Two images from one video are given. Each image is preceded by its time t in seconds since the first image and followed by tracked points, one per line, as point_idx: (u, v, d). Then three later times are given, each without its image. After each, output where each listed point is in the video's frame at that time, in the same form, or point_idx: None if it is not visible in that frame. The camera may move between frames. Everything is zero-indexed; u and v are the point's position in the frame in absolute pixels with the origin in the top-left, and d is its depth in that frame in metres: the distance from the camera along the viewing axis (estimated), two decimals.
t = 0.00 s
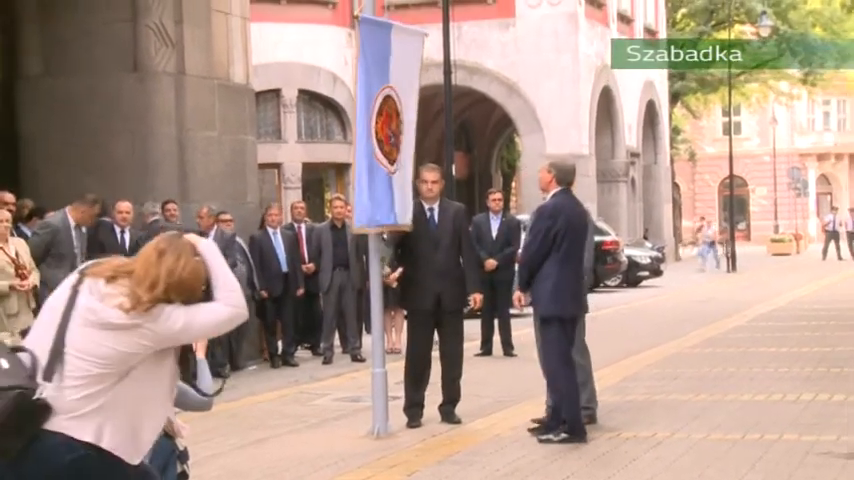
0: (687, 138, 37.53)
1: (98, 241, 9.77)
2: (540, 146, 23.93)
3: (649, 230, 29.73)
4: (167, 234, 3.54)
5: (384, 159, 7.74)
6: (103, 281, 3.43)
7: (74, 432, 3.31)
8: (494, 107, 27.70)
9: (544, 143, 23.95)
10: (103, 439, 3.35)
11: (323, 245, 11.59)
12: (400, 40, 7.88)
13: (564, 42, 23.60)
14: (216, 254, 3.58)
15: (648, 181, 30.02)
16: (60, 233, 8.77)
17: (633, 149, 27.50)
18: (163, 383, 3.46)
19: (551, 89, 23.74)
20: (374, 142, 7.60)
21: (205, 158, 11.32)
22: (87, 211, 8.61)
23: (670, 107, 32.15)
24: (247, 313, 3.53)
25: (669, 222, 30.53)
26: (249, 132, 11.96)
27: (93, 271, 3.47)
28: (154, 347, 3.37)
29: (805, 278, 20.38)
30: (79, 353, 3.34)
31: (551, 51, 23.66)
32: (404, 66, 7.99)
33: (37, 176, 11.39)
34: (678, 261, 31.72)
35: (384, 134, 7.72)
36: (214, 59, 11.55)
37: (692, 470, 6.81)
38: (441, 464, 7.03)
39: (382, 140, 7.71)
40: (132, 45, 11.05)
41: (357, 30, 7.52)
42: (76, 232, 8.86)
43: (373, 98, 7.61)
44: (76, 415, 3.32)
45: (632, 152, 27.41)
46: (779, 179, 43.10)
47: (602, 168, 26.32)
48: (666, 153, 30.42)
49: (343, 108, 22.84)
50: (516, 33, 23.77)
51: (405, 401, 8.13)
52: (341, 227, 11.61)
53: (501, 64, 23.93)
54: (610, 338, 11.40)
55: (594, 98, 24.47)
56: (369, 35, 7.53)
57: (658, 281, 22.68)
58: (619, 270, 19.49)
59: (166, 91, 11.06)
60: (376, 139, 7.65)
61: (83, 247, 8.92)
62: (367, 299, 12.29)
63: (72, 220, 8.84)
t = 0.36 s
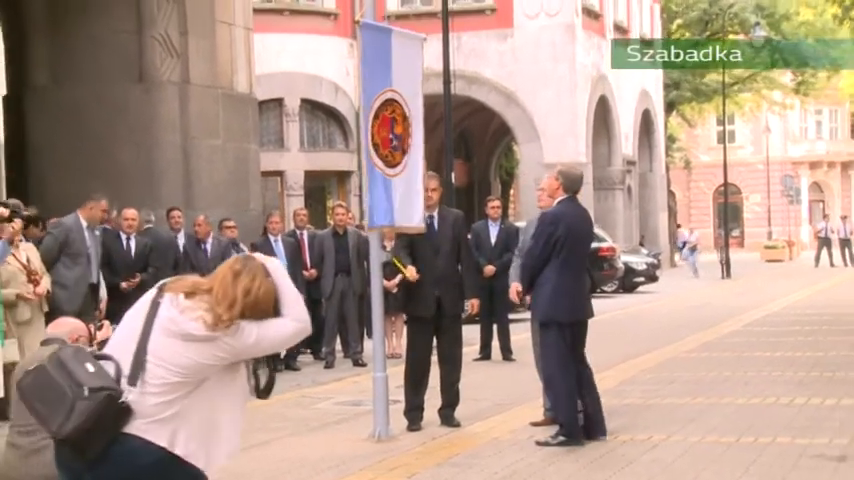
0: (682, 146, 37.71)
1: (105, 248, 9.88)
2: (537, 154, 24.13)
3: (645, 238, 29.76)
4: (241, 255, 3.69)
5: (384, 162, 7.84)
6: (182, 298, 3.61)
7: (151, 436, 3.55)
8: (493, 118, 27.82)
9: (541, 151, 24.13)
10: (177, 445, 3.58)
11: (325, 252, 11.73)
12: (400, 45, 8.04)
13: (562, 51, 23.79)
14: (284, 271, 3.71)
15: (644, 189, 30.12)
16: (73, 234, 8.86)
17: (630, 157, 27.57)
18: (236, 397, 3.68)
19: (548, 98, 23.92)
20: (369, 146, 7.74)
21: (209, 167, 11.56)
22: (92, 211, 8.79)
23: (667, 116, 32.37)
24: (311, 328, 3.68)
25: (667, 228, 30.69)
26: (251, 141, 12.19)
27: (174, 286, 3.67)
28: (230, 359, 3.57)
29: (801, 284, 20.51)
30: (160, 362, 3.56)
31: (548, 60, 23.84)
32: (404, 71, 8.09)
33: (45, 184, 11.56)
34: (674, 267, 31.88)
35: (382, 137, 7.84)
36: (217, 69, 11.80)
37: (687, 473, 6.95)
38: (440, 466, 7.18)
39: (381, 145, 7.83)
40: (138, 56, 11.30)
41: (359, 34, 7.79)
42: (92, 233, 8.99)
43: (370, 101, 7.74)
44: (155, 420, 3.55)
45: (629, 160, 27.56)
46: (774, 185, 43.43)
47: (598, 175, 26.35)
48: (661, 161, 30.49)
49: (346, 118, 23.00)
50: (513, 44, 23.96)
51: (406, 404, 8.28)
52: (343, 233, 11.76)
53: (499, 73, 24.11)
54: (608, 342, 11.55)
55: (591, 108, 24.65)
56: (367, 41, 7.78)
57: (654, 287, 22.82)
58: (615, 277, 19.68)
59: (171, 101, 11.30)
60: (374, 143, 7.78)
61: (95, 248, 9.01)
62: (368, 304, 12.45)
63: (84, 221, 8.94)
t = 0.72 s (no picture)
0: (678, 155, 37.97)
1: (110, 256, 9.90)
2: (537, 163, 24.22)
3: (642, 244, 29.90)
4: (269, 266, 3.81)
5: (388, 163, 8.06)
6: (217, 302, 3.70)
7: (186, 434, 3.62)
8: (492, 127, 27.94)
9: (540, 160, 24.26)
10: (210, 445, 3.67)
11: (329, 258, 11.82)
12: (404, 51, 8.25)
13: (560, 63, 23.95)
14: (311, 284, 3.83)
15: (639, 197, 30.13)
16: (83, 239, 9.02)
17: (627, 165, 27.75)
18: (266, 399, 3.77)
19: (547, 108, 24.07)
20: (373, 146, 7.95)
21: (214, 176, 11.76)
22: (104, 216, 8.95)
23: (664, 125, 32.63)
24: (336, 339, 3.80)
25: (665, 235, 30.89)
26: (256, 150, 12.41)
27: (210, 290, 3.75)
28: (262, 363, 3.67)
29: (796, 290, 20.70)
30: (196, 362, 3.64)
31: (546, 71, 23.96)
32: (407, 75, 8.30)
33: (53, 190, 11.79)
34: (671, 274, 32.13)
35: (386, 138, 8.06)
36: (223, 79, 11.99)
37: (683, 474, 7.10)
38: (441, 469, 7.34)
39: (385, 146, 8.05)
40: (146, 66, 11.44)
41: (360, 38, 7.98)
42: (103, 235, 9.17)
43: (375, 104, 7.96)
44: (190, 418, 3.64)
45: (625, 170, 27.72)
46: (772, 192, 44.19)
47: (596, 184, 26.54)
48: (658, 170, 30.71)
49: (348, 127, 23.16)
50: (512, 54, 24.17)
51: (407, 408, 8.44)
52: (345, 242, 11.96)
53: (499, 84, 24.33)
54: (606, 347, 11.73)
55: (590, 117, 24.87)
56: (369, 44, 7.96)
57: (650, 293, 23.01)
58: (612, 283, 19.83)
59: (177, 110, 11.45)
60: (378, 144, 8.00)
61: (105, 251, 9.20)
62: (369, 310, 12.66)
63: (94, 227, 9.09)
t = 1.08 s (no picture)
0: (678, 163, 38.15)
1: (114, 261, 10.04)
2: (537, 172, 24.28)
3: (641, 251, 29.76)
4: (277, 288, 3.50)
5: (391, 165, 8.12)
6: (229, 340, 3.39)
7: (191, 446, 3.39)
8: (493, 136, 28.04)
9: (540, 169, 24.33)
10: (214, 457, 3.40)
11: (329, 265, 11.97)
12: (403, 54, 8.31)
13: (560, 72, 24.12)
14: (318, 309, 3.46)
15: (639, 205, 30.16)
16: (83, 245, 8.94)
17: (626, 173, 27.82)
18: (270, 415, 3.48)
19: (546, 116, 24.21)
20: (374, 148, 7.99)
21: (216, 184, 11.85)
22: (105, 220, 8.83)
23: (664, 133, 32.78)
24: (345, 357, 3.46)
25: (665, 242, 31.01)
26: (258, 159, 12.50)
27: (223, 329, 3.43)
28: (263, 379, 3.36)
29: (796, 298, 20.76)
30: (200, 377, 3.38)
31: (546, 81, 24.12)
32: (409, 79, 8.36)
33: (57, 198, 11.85)
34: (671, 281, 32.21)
35: (387, 140, 8.12)
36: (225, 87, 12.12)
37: None
38: (442, 475, 7.39)
39: (387, 148, 8.11)
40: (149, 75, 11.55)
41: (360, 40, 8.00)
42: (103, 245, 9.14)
43: (375, 106, 8.00)
44: (191, 433, 3.40)
45: (625, 178, 27.83)
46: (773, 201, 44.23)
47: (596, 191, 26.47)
48: (658, 178, 30.82)
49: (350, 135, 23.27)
50: (513, 64, 24.28)
51: (408, 415, 8.49)
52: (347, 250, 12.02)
53: (499, 92, 24.43)
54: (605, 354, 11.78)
55: (590, 124, 24.97)
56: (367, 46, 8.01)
57: (650, 300, 23.07)
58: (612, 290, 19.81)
59: (180, 118, 11.57)
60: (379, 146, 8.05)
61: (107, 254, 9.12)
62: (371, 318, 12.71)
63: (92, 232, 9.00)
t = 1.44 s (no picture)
0: (680, 175, 39.48)
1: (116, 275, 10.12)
2: (538, 181, 24.97)
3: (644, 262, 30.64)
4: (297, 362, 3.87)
5: (393, 168, 8.09)
6: (241, 391, 3.98)
7: None
8: (494, 145, 28.08)
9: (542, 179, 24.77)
10: None
11: (330, 276, 11.73)
12: (405, 56, 8.22)
13: (562, 81, 24.63)
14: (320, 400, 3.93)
15: (642, 214, 31.00)
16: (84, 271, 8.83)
17: (628, 184, 27.98)
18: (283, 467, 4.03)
19: (548, 126, 24.91)
20: (375, 149, 7.95)
21: (216, 193, 11.77)
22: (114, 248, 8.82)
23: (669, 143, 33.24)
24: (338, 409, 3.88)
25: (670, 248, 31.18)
26: (258, 168, 12.42)
27: (233, 380, 4.11)
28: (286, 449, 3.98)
29: (801, 309, 20.81)
30: (224, 451, 3.97)
31: (548, 90, 24.69)
32: (411, 78, 8.28)
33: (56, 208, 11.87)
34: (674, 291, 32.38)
35: (389, 142, 8.08)
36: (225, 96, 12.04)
37: None
38: None
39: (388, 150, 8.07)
40: (148, 84, 11.54)
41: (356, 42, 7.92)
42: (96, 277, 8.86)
43: (375, 109, 7.93)
44: None
45: (626, 188, 28.08)
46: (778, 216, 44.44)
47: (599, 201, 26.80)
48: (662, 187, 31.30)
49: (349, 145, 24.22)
50: (516, 73, 24.88)
51: (410, 427, 8.39)
52: (348, 260, 11.85)
53: (502, 101, 25.01)
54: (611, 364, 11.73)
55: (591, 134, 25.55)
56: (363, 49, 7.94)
57: (653, 311, 23.11)
58: (615, 302, 19.55)
59: (179, 127, 11.53)
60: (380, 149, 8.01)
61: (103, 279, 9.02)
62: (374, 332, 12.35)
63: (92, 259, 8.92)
